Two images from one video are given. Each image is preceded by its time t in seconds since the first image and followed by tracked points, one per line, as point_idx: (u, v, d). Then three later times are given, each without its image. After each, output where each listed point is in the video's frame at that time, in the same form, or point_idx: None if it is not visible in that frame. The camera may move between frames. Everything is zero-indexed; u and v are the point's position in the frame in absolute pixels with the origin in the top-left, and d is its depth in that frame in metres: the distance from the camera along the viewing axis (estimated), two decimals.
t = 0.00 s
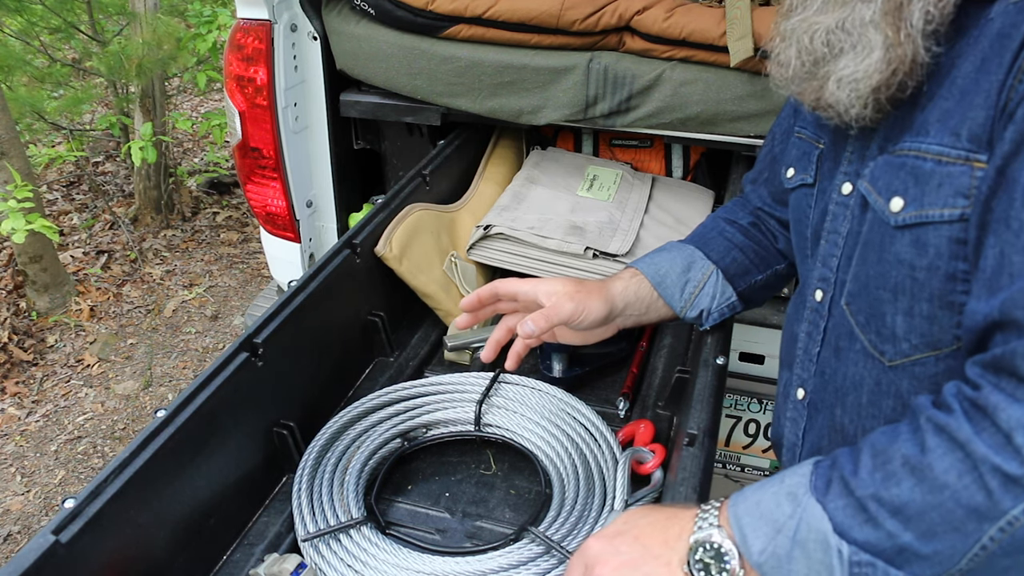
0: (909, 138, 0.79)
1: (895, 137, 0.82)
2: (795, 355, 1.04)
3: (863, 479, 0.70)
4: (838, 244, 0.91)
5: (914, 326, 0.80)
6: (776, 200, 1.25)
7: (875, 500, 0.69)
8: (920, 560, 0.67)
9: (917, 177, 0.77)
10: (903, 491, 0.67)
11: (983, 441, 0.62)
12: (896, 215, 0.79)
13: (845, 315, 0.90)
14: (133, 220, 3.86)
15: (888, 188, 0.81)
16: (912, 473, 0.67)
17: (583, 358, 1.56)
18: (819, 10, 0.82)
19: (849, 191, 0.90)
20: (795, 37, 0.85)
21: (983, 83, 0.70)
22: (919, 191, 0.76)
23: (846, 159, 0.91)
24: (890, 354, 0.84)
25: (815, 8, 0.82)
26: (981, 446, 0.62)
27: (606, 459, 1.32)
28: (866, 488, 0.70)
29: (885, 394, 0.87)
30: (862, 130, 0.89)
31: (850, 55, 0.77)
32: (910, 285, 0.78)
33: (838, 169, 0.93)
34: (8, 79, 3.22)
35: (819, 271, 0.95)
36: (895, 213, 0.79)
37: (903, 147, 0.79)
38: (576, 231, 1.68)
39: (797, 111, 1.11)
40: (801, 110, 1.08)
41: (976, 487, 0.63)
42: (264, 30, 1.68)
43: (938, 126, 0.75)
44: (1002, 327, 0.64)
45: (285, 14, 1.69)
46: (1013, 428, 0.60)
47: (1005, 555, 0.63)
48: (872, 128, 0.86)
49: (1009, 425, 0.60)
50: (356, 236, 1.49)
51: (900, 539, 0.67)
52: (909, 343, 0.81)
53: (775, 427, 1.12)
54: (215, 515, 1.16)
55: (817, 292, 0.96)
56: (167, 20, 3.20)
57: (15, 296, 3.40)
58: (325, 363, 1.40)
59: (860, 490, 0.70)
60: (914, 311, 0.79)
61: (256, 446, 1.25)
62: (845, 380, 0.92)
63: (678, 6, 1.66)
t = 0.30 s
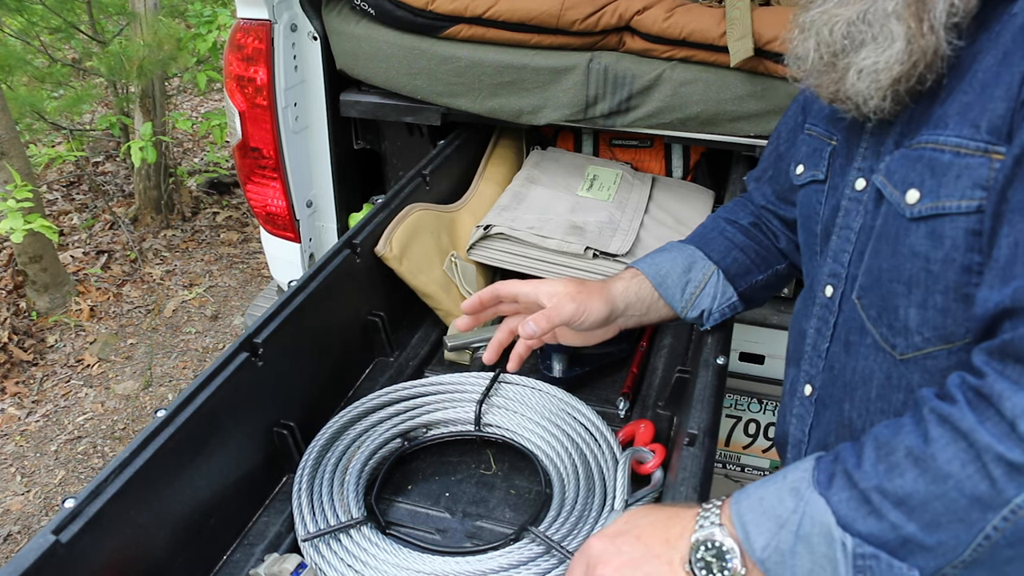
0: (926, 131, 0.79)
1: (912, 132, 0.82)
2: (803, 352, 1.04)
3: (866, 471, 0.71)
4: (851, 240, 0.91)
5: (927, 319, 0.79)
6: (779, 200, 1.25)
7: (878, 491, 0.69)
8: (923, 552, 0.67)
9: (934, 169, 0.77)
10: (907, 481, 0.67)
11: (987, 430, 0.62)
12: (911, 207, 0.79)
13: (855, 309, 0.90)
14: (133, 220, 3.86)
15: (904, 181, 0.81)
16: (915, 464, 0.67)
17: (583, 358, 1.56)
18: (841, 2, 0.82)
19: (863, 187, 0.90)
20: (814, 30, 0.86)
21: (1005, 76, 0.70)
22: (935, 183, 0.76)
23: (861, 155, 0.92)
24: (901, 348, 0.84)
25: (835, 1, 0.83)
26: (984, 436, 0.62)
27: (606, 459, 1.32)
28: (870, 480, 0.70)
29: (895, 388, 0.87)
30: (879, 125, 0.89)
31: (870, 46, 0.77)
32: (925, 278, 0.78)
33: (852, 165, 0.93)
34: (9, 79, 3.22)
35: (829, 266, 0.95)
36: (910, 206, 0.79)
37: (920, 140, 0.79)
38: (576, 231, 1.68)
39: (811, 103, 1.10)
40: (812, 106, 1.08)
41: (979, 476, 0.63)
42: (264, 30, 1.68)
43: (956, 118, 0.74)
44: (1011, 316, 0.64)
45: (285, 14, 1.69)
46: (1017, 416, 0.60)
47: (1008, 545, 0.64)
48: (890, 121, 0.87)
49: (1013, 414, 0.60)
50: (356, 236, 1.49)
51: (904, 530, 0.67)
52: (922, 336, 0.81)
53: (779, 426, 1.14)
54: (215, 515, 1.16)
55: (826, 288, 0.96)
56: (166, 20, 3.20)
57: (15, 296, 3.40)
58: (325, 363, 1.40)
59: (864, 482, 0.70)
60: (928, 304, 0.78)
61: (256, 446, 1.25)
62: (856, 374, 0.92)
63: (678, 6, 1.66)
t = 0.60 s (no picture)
0: (932, 133, 0.79)
1: (918, 133, 0.82)
2: (804, 355, 1.04)
3: (869, 474, 0.70)
4: (854, 243, 0.91)
5: (931, 322, 0.79)
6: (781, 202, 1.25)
7: (880, 494, 0.69)
8: (925, 555, 0.67)
9: (940, 172, 0.77)
10: (910, 484, 0.67)
11: (990, 435, 0.62)
12: (917, 209, 0.79)
13: (858, 312, 0.90)
14: (133, 220, 3.86)
15: (909, 183, 0.81)
16: (918, 467, 0.67)
17: (583, 358, 1.56)
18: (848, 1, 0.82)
19: (867, 189, 0.90)
20: (822, 27, 0.86)
21: (1014, 77, 0.70)
22: (941, 185, 0.76)
23: (865, 158, 0.92)
24: (905, 351, 0.84)
25: None
26: (988, 440, 0.62)
27: (606, 459, 1.32)
28: (872, 483, 0.70)
29: (897, 391, 0.87)
30: (885, 127, 0.89)
31: (880, 44, 0.77)
32: (929, 281, 0.78)
33: (856, 168, 0.93)
34: (9, 79, 3.22)
35: (832, 269, 0.95)
36: (915, 208, 0.79)
37: (926, 142, 0.79)
38: (576, 231, 1.68)
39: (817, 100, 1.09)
40: (817, 108, 1.08)
41: (982, 481, 0.63)
42: (264, 30, 1.68)
43: (964, 121, 0.74)
44: (1016, 319, 0.64)
45: (285, 14, 1.69)
46: (1022, 420, 0.60)
47: (1010, 550, 0.64)
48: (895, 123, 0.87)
49: (1017, 418, 0.60)
50: (356, 236, 1.49)
51: (906, 534, 0.67)
52: (925, 339, 0.80)
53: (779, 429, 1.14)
54: (215, 515, 1.16)
55: (829, 291, 0.96)
56: (167, 20, 3.20)
57: (15, 296, 3.40)
58: (325, 363, 1.40)
59: (866, 485, 0.70)
60: (933, 307, 0.78)
61: (256, 446, 1.25)
62: (858, 377, 0.92)
63: (678, 6, 1.66)
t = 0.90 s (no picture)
0: (938, 135, 0.79)
1: (923, 135, 0.82)
2: (806, 356, 1.04)
3: (870, 476, 0.70)
4: (858, 244, 0.91)
5: (935, 324, 0.79)
6: (782, 203, 1.25)
7: (882, 496, 0.69)
8: (926, 558, 0.68)
9: (945, 174, 0.77)
10: (912, 487, 0.67)
11: (993, 439, 0.62)
12: (923, 211, 0.79)
13: (862, 314, 0.90)
14: (133, 220, 3.86)
15: (915, 185, 0.81)
16: (920, 470, 0.67)
17: (583, 358, 1.56)
18: (857, 3, 0.83)
19: (871, 191, 0.90)
20: (831, 29, 0.86)
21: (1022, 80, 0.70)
22: (947, 187, 0.76)
23: (869, 159, 0.91)
24: (908, 353, 0.84)
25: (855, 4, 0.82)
26: (991, 443, 0.62)
27: (606, 459, 1.32)
28: (874, 484, 0.70)
29: (901, 394, 0.86)
30: (888, 129, 0.89)
31: (888, 46, 0.77)
32: (934, 283, 0.78)
33: (861, 169, 0.93)
34: (9, 79, 3.22)
35: (834, 271, 0.95)
36: (921, 210, 0.79)
37: (932, 145, 0.79)
38: (576, 231, 1.68)
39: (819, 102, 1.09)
40: (820, 110, 1.07)
41: (985, 484, 0.63)
42: (264, 30, 1.68)
43: (970, 123, 0.74)
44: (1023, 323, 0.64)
45: (285, 14, 1.69)
46: None
47: (1012, 554, 0.64)
48: (901, 124, 0.86)
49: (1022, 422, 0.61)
50: (356, 236, 1.49)
51: (908, 536, 0.67)
52: (929, 342, 0.80)
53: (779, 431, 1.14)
54: (215, 515, 1.17)
55: (831, 293, 0.96)
56: (166, 20, 3.20)
57: (15, 296, 3.40)
58: (325, 363, 1.40)
59: (868, 487, 0.70)
60: (936, 310, 0.78)
61: (256, 446, 1.25)
62: (861, 379, 0.92)
63: (678, 6, 1.66)
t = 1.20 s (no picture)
0: (945, 139, 0.78)
1: (933, 140, 0.82)
2: (820, 362, 1.03)
3: (863, 477, 0.70)
4: (872, 250, 0.91)
5: (940, 328, 0.79)
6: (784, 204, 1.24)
7: (874, 498, 0.69)
8: (919, 560, 0.67)
9: (950, 177, 0.77)
10: (903, 489, 0.67)
11: (985, 440, 0.62)
12: (927, 215, 0.79)
13: (873, 319, 0.90)
14: (133, 220, 3.86)
15: (922, 189, 0.80)
16: (912, 471, 0.67)
17: (584, 358, 1.56)
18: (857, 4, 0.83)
19: (885, 197, 0.89)
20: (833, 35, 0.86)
21: None
22: (951, 191, 0.76)
23: (884, 165, 0.91)
24: (915, 357, 0.84)
25: (858, 8, 0.81)
26: (982, 445, 0.62)
27: (606, 459, 1.32)
28: (866, 486, 0.70)
29: (908, 398, 0.86)
30: (900, 134, 0.89)
31: (887, 53, 0.77)
32: (938, 287, 0.77)
33: (875, 176, 0.92)
34: (9, 79, 3.22)
35: (850, 276, 0.94)
36: (926, 214, 0.79)
37: (938, 149, 0.79)
38: (576, 231, 1.68)
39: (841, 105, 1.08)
40: (836, 116, 1.07)
41: (976, 485, 0.63)
42: (264, 30, 1.68)
43: (973, 126, 0.74)
44: (1018, 325, 0.64)
45: (285, 14, 1.69)
46: (1016, 426, 0.60)
47: (1004, 557, 0.64)
48: (910, 131, 0.86)
49: (1012, 423, 0.60)
50: (356, 237, 1.49)
51: (898, 538, 0.67)
52: (935, 346, 0.80)
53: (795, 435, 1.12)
54: (215, 515, 1.16)
55: (847, 299, 0.95)
56: (166, 20, 3.20)
57: (15, 296, 3.41)
58: (325, 363, 1.41)
59: (861, 488, 0.70)
60: (941, 313, 0.78)
61: (256, 446, 1.25)
62: (871, 383, 0.92)
63: (678, 6, 1.66)
